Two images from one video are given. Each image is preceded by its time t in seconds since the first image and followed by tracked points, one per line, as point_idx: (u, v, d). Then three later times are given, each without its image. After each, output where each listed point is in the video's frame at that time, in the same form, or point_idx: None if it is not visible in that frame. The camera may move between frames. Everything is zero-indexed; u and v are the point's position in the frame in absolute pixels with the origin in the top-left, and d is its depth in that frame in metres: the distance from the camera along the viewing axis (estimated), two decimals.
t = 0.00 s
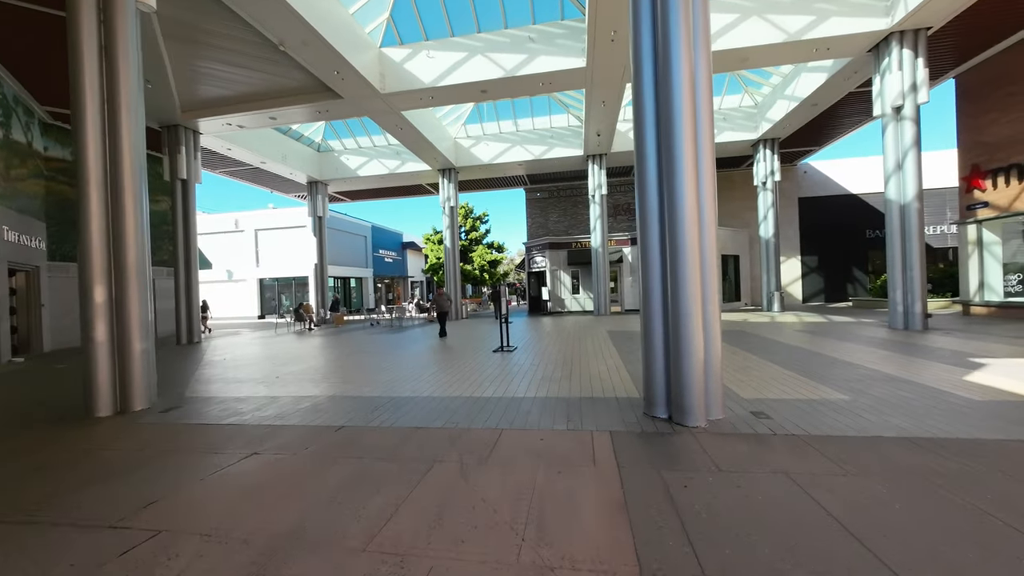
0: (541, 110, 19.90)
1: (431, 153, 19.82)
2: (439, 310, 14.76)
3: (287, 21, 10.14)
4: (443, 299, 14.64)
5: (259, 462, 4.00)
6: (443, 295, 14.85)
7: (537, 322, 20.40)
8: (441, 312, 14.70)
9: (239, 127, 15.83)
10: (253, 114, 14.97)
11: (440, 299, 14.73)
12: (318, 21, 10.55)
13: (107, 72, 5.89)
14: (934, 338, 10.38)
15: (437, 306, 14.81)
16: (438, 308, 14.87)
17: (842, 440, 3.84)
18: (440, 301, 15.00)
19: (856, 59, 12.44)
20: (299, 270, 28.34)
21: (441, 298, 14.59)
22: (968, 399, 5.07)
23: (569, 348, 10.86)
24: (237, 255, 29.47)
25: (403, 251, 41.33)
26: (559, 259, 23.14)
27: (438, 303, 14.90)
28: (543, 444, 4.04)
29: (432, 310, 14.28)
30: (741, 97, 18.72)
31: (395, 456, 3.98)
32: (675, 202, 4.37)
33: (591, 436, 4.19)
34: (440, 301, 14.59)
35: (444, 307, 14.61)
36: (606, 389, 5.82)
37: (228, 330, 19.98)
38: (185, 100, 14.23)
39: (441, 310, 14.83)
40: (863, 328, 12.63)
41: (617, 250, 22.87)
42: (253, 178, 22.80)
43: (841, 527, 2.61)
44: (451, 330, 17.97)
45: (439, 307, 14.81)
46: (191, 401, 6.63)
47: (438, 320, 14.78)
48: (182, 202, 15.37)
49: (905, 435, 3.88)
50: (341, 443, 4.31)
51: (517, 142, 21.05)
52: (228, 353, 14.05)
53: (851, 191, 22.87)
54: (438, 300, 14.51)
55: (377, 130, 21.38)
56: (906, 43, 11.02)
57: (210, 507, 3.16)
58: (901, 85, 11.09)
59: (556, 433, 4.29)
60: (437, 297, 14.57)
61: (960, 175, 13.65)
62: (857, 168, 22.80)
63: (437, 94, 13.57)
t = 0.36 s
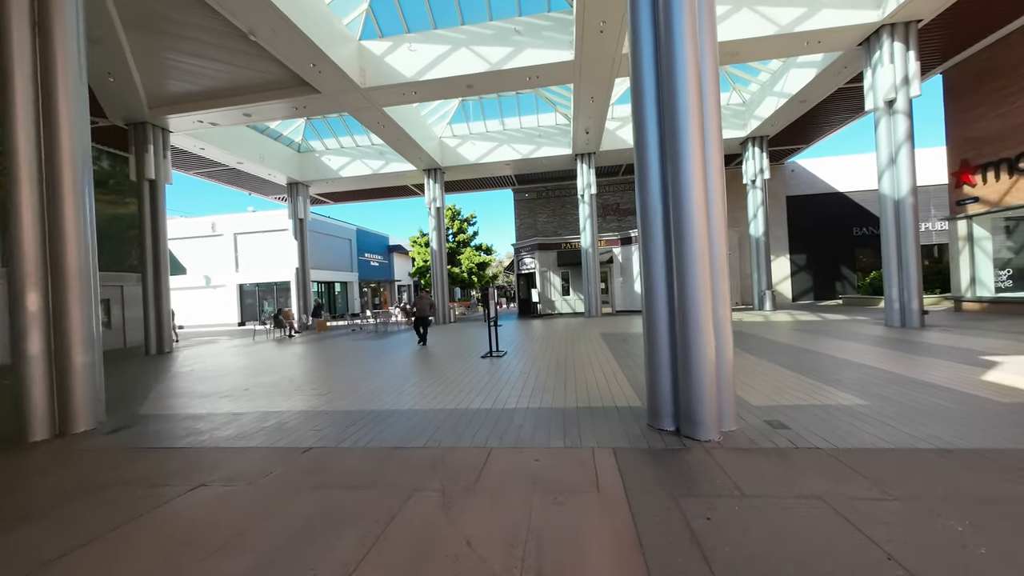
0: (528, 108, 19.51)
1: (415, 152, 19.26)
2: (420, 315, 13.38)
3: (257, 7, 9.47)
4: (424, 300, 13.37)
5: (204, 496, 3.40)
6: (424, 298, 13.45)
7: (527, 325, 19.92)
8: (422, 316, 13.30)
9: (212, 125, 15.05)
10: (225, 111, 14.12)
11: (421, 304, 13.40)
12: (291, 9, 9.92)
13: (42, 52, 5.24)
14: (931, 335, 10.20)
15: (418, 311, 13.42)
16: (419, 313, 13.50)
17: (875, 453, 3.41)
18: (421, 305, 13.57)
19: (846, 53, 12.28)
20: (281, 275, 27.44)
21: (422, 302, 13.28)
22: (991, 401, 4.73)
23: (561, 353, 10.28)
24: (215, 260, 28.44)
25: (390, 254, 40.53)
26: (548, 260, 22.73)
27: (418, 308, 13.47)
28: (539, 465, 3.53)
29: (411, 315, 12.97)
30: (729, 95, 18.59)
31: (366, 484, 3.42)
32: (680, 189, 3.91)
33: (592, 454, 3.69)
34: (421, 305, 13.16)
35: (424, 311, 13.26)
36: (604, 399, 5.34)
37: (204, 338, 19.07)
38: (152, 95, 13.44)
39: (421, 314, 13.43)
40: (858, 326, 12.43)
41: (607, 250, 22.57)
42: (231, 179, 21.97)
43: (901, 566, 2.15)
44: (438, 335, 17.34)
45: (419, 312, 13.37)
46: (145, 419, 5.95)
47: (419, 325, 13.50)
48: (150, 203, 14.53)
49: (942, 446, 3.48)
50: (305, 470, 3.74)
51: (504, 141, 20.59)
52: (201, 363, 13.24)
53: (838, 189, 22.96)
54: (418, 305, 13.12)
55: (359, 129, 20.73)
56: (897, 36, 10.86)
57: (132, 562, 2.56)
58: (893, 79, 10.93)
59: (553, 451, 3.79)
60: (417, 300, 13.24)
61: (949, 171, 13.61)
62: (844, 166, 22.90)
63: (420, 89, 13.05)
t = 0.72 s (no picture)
0: (520, 106, 19.04)
1: (404, 152, 18.63)
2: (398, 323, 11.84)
3: None
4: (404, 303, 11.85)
5: (129, 554, 2.77)
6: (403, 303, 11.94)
7: (520, 329, 19.34)
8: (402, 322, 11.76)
9: (187, 121, 14.27)
10: (200, 106, 13.36)
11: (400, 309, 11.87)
12: None
13: None
14: (938, 337, 9.87)
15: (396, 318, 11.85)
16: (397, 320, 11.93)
17: (930, 487, 2.93)
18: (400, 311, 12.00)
19: (846, 49, 11.98)
20: (265, 278, 26.54)
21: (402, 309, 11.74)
22: None
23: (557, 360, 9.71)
24: (196, 264, 27.46)
25: (379, 256, 39.72)
26: (541, 262, 22.23)
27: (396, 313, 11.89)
28: (538, 505, 2.99)
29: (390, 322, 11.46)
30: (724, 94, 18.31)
31: (330, 537, 2.82)
32: (699, 181, 3.40)
33: (600, 490, 3.15)
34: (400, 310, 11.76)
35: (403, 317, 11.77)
36: (608, 416, 4.83)
37: (181, 345, 18.18)
38: (122, 88, 12.65)
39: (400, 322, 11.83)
40: (860, 328, 12.11)
41: (601, 252, 22.14)
42: (212, 180, 21.14)
43: None
44: (428, 341, 16.63)
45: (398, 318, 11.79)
46: (92, 443, 5.28)
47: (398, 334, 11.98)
48: (120, 204, 13.70)
49: (1007, 478, 3.00)
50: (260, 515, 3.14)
51: (495, 140, 20.07)
52: (174, 373, 12.44)
53: (832, 190, 22.83)
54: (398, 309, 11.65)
55: (345, 128, 20.07)
56: (899, 30, 10.56)
57: None
58: (896, 74, 10.63)
59: (554, 486, 3.25)
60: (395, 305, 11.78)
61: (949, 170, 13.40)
62: (838, 166, 22.77)
63: (406, 84, 12.49)
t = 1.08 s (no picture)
0: (516, 101, 18.55)
1: (396, 147, 18.02)
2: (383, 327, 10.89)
3: None
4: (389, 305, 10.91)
5: None
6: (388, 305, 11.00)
7: (516, 331, 18.78)
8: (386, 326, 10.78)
9: (167, 112, 13.56)
10: (180, 96, 12.66)
11: (384, 312, 10.94)
12: None
13: None
14: (952, 339, 9.46)
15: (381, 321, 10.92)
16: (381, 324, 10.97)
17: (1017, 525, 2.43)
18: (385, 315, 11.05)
19: (855, 40, 11.57)
20: (253, 278, 25.81)
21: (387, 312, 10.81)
22: None
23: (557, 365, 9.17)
24: (183, 263, 26.66)
25: (372, 256, 39.05)
26: (537, 261, 21.71)
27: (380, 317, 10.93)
28: (545, 549, 2.46)
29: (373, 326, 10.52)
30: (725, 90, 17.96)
31: None
32: (732, 159, 2.90)
33: (618, 529, 2.63)
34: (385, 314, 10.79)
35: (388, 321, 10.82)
36: (618, 431, 4.30)
37: (163, 347, 17.45)
38: (95, 76, 11.94)
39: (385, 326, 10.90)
40: (869, 329, 11.69)
41: (599, 251, 21.68)
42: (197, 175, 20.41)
43: None
44: (420, 343, 15.99)
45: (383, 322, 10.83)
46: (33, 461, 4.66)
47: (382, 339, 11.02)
48: (95, 199, 12.95)
49: None
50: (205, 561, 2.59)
51: (491, 136, 19.53)
52: (151, 377, 11.76)
53: (832, 189, 22.52)
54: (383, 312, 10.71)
55: (336, 122, 19.44)
56: (912, 20, 10.17)
57: None
58: (908, 65, 10.23)
59: (562, 522, 2.72)
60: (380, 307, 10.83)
61: (958, 166, 13.04)
62: (838, 165, 22.46)
63: (398, 74, 11.94)
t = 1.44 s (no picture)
0: (517, 93, 18.06)
1: (393, 140, 17.46)
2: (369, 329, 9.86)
3: None
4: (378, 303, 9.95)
5: None
6: (375, 303, 10.05)
7: (515, 330, 18.24)
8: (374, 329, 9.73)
9: (153, 99, 12.99)
10: (165, 82, 12.10)
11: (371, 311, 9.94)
12: None
13: None
14: (974, 341, 9.00)
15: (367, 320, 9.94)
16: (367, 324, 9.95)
17: None
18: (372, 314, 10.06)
19: (872, 28, 11.05)
20: (247, 274, 25.26)
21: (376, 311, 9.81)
22: None
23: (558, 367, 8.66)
24: (175, 258, 26.09)
25: (370, 253, 38.51)
26: (537, 259, 21.21)
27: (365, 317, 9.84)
28: None
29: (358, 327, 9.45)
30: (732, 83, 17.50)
31: None
32: (779, 126, 2.39)
33: None
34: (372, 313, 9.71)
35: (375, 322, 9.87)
36: (630, 447, 3.81)
37: (151, 344, 16.90)
38: (74, 59, 11.36)
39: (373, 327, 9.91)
40: (883, 331, 11.21)
41: (601, 248, 21.18)
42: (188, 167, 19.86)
43: None
44: (414, 343, 15.38)
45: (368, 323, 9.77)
46: None
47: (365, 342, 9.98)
48: (75, 190, 12.39)
49: None
50: None
51: (490, 129, 18.98)
52: (133, 375, 11.24)
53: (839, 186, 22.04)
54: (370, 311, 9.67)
55: (332, 114, 18.91)
56: (934, 5, 9.64)
57: None
58: (930, 53, 9.70)
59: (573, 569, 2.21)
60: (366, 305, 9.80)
61: (976, 162, 12.53)
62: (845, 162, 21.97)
63: (393, 60, 11.41)
